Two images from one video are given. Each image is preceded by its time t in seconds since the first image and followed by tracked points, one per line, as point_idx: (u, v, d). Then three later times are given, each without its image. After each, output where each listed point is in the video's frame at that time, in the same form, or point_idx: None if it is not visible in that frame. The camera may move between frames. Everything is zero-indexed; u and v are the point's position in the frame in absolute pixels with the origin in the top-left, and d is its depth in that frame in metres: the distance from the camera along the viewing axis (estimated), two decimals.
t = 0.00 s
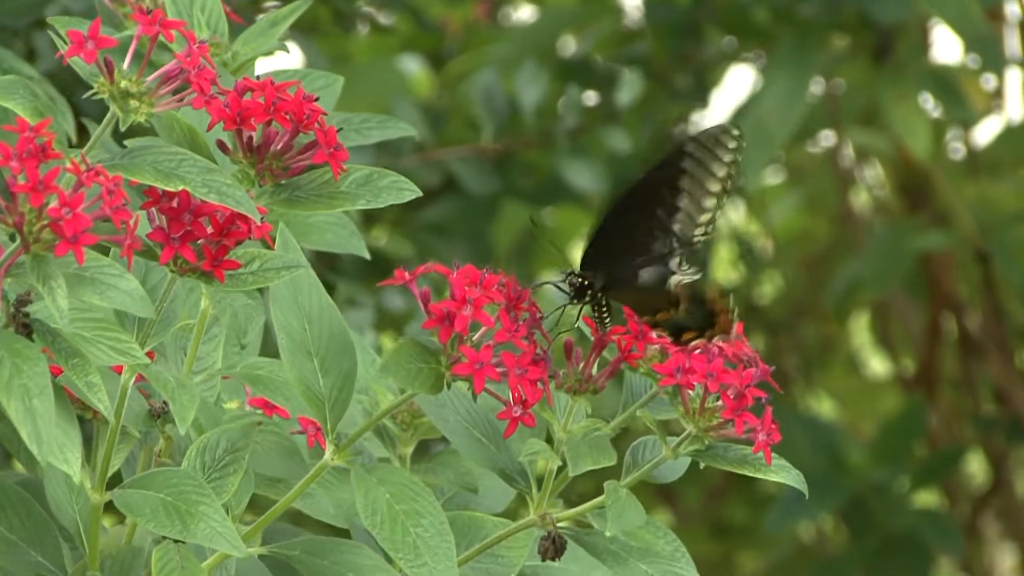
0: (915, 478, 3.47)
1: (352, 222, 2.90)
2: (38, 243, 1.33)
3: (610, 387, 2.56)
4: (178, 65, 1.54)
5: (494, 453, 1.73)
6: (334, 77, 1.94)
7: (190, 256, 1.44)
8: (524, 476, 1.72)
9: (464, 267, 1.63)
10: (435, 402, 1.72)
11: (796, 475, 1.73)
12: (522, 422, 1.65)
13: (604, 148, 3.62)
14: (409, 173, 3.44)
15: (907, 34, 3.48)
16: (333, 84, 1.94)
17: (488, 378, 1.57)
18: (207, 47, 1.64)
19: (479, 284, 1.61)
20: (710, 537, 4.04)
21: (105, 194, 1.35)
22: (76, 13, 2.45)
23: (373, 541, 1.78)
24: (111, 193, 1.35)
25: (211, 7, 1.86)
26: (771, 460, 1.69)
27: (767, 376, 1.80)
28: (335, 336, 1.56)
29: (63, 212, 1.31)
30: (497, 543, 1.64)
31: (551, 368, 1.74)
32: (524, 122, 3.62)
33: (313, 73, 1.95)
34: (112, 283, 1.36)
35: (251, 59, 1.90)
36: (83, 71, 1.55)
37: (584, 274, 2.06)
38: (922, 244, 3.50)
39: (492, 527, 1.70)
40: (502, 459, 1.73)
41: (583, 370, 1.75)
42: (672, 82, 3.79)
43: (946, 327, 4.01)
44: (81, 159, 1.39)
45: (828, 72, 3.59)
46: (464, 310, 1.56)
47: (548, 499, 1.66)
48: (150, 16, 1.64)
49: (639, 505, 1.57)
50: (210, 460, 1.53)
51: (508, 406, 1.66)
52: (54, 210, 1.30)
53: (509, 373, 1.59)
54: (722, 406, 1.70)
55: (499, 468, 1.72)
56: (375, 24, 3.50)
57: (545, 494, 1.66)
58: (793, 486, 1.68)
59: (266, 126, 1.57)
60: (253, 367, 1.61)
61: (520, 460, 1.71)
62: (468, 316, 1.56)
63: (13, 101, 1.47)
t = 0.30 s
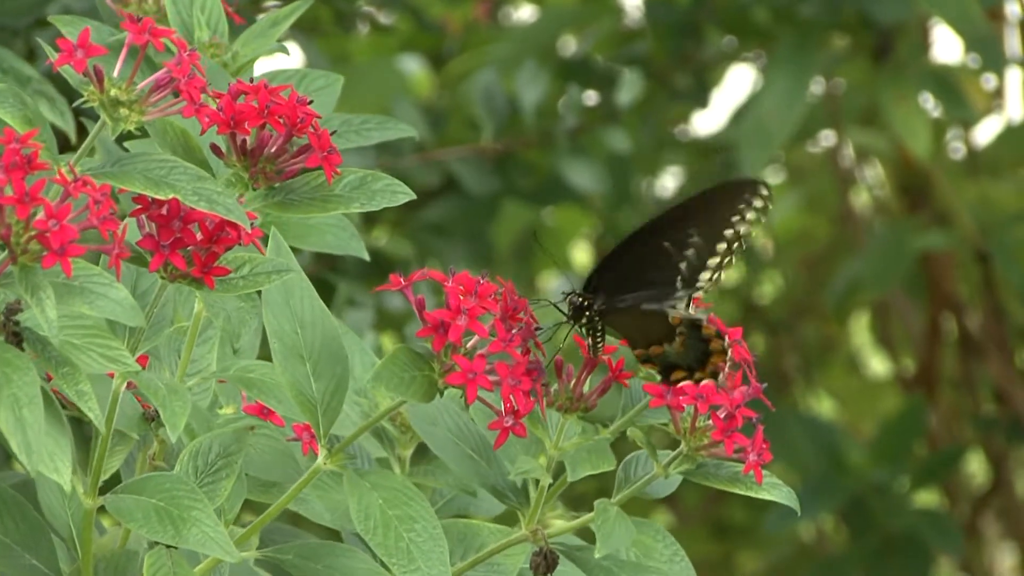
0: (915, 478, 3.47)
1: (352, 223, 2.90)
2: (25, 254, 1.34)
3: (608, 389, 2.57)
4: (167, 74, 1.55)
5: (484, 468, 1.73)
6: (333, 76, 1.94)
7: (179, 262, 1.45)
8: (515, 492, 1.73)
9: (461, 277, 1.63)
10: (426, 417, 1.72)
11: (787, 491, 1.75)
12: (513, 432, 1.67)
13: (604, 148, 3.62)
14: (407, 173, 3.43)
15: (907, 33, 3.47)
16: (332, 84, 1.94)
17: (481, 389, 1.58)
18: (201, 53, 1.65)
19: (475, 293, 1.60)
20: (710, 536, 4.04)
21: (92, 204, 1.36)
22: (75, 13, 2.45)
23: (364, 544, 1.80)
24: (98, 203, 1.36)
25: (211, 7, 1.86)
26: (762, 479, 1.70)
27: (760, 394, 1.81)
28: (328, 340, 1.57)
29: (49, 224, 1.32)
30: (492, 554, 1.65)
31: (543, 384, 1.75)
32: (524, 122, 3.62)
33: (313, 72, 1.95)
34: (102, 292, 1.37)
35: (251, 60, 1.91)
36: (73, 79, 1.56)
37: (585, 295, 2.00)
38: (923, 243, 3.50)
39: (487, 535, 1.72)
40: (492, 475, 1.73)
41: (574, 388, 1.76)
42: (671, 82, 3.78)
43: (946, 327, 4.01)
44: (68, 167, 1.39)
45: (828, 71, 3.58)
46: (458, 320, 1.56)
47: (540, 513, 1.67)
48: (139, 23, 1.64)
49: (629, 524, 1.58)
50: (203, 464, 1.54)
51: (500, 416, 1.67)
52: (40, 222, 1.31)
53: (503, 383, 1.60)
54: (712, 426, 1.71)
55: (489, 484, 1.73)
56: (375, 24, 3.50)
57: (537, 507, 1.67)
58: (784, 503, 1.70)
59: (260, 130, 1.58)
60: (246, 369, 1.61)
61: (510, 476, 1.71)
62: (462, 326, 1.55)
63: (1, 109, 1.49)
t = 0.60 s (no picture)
0: (913, 477, 3.47)
1: (351, 223, 2.89)
2: (27, 256, 1.33)
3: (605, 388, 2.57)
4: (170, 77, 1.54)
5: (483, 463, 1.73)
6: (327, 75, 1.94)
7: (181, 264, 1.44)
8: (514, 486, 1.72)
9: (458, 277, 1.61)
10: (424, 414, 1.72)
11: (786, 484, 1.75)
12: (513, 434, 1.68)
13: (602, 148, 3.62)
14: (406, 173, 3.42)
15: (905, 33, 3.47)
16: (326, 83, 1.94)
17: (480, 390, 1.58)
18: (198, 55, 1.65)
19: (473, 295, 1.60)
20: (708, 536, 4.03)
21: (94, 207, 1.35)
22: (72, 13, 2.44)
23: (363, 544, 1.79)
24: (101, 206, 1.35)
25: (204, 5, 1.87)
26: (760, 472, 1.70)
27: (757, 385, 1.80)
28: (326, 339, 1.57)
29: (52, 226, 1.31)
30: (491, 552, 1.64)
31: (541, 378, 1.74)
32: (522, 121, 3.61)
33: (307, 71, 1.95)
34: (103, 294, 1.36)
35: (246, 58, 1.88)
36: (74, 82, 1.56)
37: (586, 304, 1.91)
38: (921, 243, 3.50)
39: (485, 533, 1.72)
40: (491, 470, 1.73)
41: (572, 382, 1.75)
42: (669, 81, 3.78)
43: (944, 326, 4.01)
44: (71, 170, 1.39)
45: (826, 72, 3.58)
46: (458, 323, 1.55)
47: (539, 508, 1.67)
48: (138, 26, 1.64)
49: (629, 519, 1.57)
50: (203, 465, 1.54)
51: (500, 418, 1.68)
52: (44, 224, 1.31)
53: (502, 385, 1.61)
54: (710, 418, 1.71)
55: (489, 478, 1.72)
56: (373, 24, 3.49)
57: (536, 502, 1.66)
58: (784, 496, 1.70)
59: (254, 130, 1.57)
60: (244, 369, 1.62)
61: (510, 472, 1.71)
62: (461, 329, 1.54)
63: (3, 112, 1.48)
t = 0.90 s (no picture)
0: (912, 477, 3.47)
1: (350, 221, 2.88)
2: (29, 237, 1.33)
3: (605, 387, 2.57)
4: (169, 62, 1.54)
5: (486, 454, 1.73)
6: (329, 76, 1.94)
7: (182, 252, 1.44)
8: (517, 479, 1.72)
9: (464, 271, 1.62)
10: (429, 406, 1.72)
11: (790, 478, 1.73)
12: (515, 430, 1.67)
13: (601, 148, 3.61)
14: (404, 171, 3.41)
15: (903, 33, 3.47)
16: (328, 84, 1.94)
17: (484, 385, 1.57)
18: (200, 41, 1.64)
19: (479, 290, 1.60)
20: (707, 536, 4.03)
21: (95, 187, 1.36)
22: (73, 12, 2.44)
23: (365, 537, 1.79)
24: (101, 186, 1.36)
25: (206, 6, 1.86)
26: (764, 465, 1.69)
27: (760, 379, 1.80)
28: (329, 333, 1.57)
29: (54, 205, 1.31)
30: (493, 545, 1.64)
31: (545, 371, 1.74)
32: (521, 120, 3.61)
33: (308, 72, 1.95)
34: (104, 278, 1.36)
35: (247, 58, 1.89)
36: (75, 68, 1.55)
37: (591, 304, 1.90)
38: (919, 242, 3.49)
39: (487, 528, 1.71)
40: (494, 461, 1.73)
41: (576, 374, 1.75)
42: (668, 81, 3.78)
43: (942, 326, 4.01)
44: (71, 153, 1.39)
45: (824, 71, 3.58)
46: (463, 317, 1.55)
47: (542, 501, 1.67)
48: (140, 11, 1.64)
49: (632, 510, 1.57)
50: (204, 458, 1.53)
51: (502, 416, 1.68)
52: (45, 203, 1.31)
53: (505, 381, 1.59)
54: (714, 411, 1.71)
55: (491, 471, 1.72)
56: (371, 23, 3.49)
57: (539, 495, 1.66)
58: (786, 490, 1.68)
59: (261, 126, 1.57)
60: (248, 364, 1.61)
61: (513, 464, 1.70)
62: (466, 323, 1.54)
63: (4, 97, 1.48)
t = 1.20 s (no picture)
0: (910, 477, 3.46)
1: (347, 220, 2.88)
2: (23, 236, 1.34)
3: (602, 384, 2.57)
4: (161, 58, 1.55)
5: (479, 450, 1.73)
6: (321, 73, 1.93)
7: (175, 247, 1.45)
8: (509, 473, 1.72)
9: (454, 262, 1.62)
10: (419, 398, 1.72)
11: (781, 468, 1.74)
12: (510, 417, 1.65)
13: (599, 147, 3.61)
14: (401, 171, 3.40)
15: (901, 32, 3.46)
16: (320, 79, 1.94)
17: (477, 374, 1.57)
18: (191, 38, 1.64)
19: (469, 279, 1.60)
20: (705, 536, 4.02)
21: (89, 186, 1.35)
22: (68, 9, 2.43)
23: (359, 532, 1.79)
24: (95, 185, 1.35)
25: (198, 2, 1.88)
26: (756, 456, 1.70)
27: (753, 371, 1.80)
28: (321, 326, 1.56)
29: (48, 205, 1.32)
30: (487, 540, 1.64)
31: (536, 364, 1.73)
32: (518, 120, 3.61)
33: (300, 68, 1.95)
34: (98, 276, 1.36)
35: (239, 55, 1.89)
36: (67, 65, 1.56)
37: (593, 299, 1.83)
38: (917, 241, 3.49)
39: (481, 522, 1.71)
40: (487, 456, 1.73)
41: (567, 368, 1.74)
42: (665, 80, 3.77)
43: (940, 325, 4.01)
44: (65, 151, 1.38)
45: (822, 71, 3.57)
46: (455, 307, 1.55)
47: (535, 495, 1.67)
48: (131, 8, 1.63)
49: (625, 504, 1.57)
50: (198, 453, 1.53)
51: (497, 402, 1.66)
52: (39, 203, 1.32)
53: (498, 369, 1.59)
54: (706, 403, 1.71)
55: (483, 465, 1.72)
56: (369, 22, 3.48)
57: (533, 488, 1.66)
58: (780, 481, 1.70)
59: (249, 119, 1.57)
60: (239, 359, 1.60)
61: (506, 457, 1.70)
62: (458, 312, 1.55)
63: None
